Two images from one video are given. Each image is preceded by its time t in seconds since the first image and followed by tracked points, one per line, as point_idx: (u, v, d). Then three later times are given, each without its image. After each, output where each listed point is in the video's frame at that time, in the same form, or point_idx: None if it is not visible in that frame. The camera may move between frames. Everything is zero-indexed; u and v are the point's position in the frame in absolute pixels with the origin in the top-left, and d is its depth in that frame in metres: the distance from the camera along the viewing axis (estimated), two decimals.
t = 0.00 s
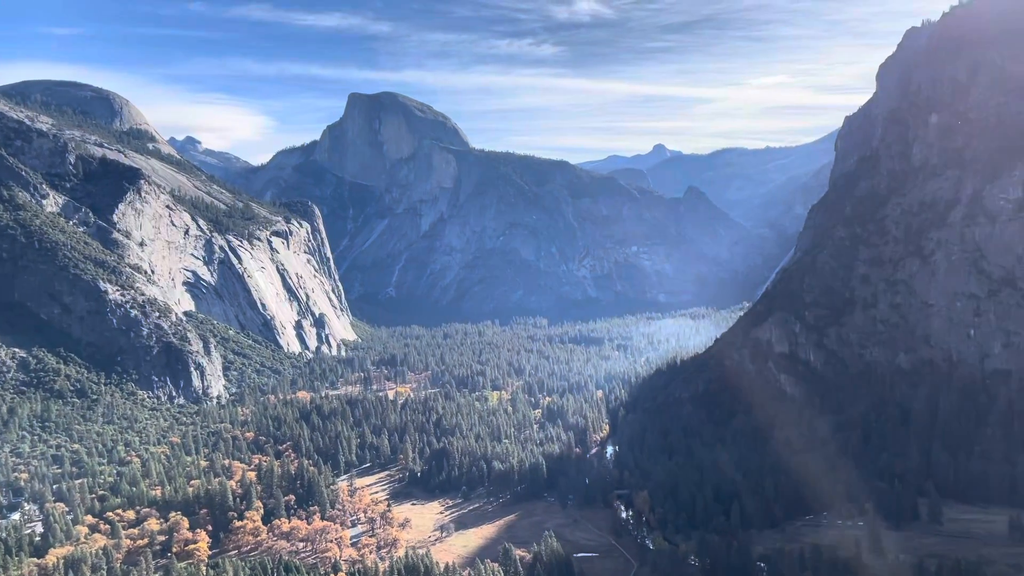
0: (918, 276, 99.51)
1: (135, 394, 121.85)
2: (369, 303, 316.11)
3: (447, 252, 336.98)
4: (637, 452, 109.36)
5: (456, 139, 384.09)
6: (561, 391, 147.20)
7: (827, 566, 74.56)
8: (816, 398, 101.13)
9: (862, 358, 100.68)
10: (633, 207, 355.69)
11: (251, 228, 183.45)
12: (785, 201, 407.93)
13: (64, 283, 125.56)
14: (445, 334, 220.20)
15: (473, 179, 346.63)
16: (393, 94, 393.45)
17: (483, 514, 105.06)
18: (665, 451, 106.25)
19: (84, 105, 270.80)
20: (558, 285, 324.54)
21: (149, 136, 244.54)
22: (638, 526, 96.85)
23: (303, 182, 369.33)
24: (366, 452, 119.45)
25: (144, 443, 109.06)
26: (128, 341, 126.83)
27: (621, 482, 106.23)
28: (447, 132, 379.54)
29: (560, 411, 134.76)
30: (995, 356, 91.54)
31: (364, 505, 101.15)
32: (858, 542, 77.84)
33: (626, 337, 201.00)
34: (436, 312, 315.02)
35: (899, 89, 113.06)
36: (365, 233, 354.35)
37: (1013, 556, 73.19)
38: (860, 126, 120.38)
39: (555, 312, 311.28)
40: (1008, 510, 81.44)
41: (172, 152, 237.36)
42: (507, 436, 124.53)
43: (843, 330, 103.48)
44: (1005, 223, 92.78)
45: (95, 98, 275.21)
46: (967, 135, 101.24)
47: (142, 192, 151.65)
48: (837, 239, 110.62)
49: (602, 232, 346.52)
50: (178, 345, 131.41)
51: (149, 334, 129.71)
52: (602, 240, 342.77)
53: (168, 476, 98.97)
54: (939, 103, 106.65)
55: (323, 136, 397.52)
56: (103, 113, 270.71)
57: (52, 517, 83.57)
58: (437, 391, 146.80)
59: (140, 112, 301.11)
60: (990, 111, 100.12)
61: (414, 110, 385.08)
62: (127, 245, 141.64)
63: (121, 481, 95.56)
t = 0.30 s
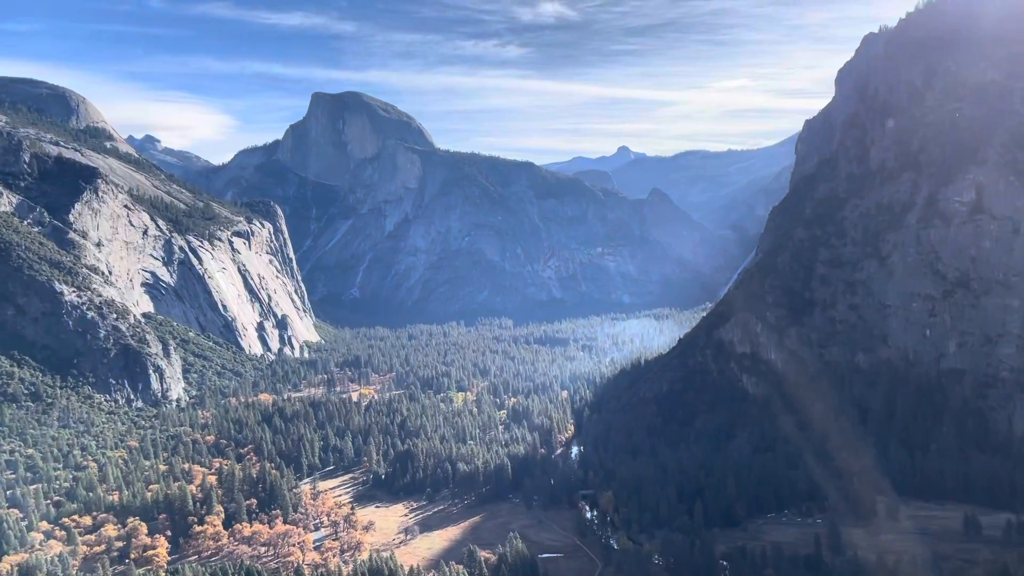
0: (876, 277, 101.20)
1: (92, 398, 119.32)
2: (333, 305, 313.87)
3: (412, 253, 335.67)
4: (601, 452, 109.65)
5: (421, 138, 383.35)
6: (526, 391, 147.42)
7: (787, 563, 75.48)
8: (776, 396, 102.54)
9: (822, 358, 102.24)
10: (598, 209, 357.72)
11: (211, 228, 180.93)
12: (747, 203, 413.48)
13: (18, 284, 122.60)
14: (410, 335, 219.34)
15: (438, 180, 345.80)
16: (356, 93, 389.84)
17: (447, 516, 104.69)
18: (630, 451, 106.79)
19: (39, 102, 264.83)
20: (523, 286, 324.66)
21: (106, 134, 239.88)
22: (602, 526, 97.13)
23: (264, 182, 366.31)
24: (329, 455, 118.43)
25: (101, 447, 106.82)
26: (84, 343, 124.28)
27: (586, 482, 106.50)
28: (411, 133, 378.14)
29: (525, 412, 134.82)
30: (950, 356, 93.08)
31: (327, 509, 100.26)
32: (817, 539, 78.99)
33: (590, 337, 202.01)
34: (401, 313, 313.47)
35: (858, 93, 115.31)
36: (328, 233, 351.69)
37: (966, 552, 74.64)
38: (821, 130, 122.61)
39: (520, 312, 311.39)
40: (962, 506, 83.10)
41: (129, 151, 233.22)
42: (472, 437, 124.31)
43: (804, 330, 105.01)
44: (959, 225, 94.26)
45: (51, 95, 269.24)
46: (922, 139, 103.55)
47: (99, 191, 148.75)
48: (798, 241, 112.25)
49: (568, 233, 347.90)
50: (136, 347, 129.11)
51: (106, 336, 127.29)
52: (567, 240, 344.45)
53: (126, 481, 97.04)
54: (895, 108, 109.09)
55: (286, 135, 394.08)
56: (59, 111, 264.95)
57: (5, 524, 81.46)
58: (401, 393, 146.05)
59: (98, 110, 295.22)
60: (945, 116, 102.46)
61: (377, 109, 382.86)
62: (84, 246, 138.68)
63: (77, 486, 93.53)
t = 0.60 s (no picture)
0: (833, 279, 103.10)
1: (44, 402, 116.48)
2: (294, 306, 310.87)
3: (375, 255, 333.71)
4: (565, 453, 109.79)
5: (384, 139, 381.30)
6: (491, 393, 147.37)
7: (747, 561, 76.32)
8: (737, 396, 103.81)
9: (782, 359, 103.77)
10: (562, 211, 359.34)
11: (169, 229, 177.92)
12: (708, 206, 418.40)
13: None
14: (373, 337, 217.97)
15: (401, 181, 344.55)
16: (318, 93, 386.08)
17: (410, 519, 104.03)
18: (593, 452, 107.14)
19: None
20: (487, 288, 323.73)
21: (60, 133, 234.76)
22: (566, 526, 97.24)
23: (223, 181, 364.39)
24: (290, 459, 117.04)
25: (55, 452, 104.31)
26: (37, 346, 121.46)
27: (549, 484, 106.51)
28: (374, 133, 376.14)
29: (489, 414, 134.57)
30: (905, 356, 94.97)
31: (288, 513, 99.00)
32: (777, 537, 80.10)
33: (554, 339, 202.56)
34: (363, 314, 309.94)
35: (815, 98, 117.17)
36: (289, 235, 348.08)
37: (920, 548, 76.11)
38: (780, 134, 124.33)
39: (484, 313, 310.13)
40: (916, 503, 84.81)
41: (85, 150, 228.52)
42: (436, 439, 123.79)
43: (764, 331, 106.51)
44: (914, 228, 96.01)
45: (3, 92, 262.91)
46: (878, 144, 105.63)
47: (52, 190, 145.50)
48: (757, 243, 113.78)
49: (532, 235, 348.61)
50: (91, 350, 126.61)
51: (59, 339, 124.65)
52: (530, 242, 345.45)
53: (81, 486, 94.81)
54: (851, 113, 111.11)
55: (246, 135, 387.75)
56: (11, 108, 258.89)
57: None
58: (364, 395, 144.95)
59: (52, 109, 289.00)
60: (899, 122, 104.66)
61: (339, 110, 380.22)
62: (37, 246, 135.33)
63: (29, 492, 91.24)
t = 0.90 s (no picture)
0: (790, 281, 104.86)
1: None
2: (252, 308, 307.90)
3: (336, 256, 331.39)
4: (527, 455, 109.73)
5: (345, 139, 375.47)
6: (452, 395, 147.09)
7: (707, 560, 77.02)
8: (696, 397, 105.08)
9: (741, 359, 105.34)
10: (525, 214, 360.07)
11: (124, 229, 174.31)
12: (668, 209, 422.86)
13: None
14: (333, 339, 216.15)
15: (362, 181, 339.70)
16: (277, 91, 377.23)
17: (371, 523, 103.23)
18: (555, 453, 107.35)
19: None
20: (449, 291, 321.70)
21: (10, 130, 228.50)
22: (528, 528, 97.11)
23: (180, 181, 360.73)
24: (248, 463, 115.53)
25: (4, 457, 101.48)
26: None
27: (511, 486, 106.42)
28: (335, 134, 369.27)
29: (451, 416, 134.18)
30: (859, 357, 96.98)
31: (246, 517, 97.53)
32: (735, 536, 81.19)
33: (516, 341, 202.89)
34: (322, 317, 306.22)
35: (773, 103, 119.00)
36: (247, 236, 346.70)
37: (874, 545, 77.68)
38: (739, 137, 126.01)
39: (446, 315, 308.56)
40: (869, 501, 86.63)
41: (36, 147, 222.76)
42: (397, 442, 123.07)
43: (723, 332, 107.91)
44: (867, 232, 98.78)
45: None
46: (833, 149, 107.71)
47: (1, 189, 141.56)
48: (716, 245, 115.20)
49: (494, 237, 348.42)
50: (42, 352, 123.59)
51: (9, 342, 121.49)
52: (493, 244, 345.38)
53: (31, 492, 92.28)
54: (808, 119, 113.12)
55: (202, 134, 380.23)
56: None
57: None
58: (324, 398, 143.62)
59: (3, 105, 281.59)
60: (854, 128, 106.83)
61: (299, 108, 370.49)
62: None
63: None
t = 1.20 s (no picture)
0: (746, 284, 106.28)
1: None
2: (209, 311, 303.77)
3: (295, 258, 328.50)
4: (486, 457, 109.41)
5: (303, 140, 373.10)
6: (412, 398, 146.52)
7: (666, 561, 77.53)
8: (655, 398, 106.08)
9: (699, 360, 106.61)
10: (485, 216, 360.49)
11: (75, 230, 170.38)
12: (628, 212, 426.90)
13: None
14: (291, 342, 213.91)
15: (322, 182, 338.16)
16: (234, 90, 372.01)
17: (329, 528, 102.21)
18: (515, 455, 107.42)
19: None
20: (410, 293, 320.28)
21: None
22: (488, 531, 96.90)
23: (133, 181, 353.29)
24: (203, 468, 113.71)
25: None
26: None
27: (471, 488, 106.05)
28: (293, 135, 367.04)
29: (410, 420, 133.46)
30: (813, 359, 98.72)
31: (202, 523, 95.74)
32: (693, 536, 81.99)
33: (477, 343, 202.91)
34: (280, 319, 304.36)
35: (731, 108, 120.62)
36: (203, 237, 341.49)
37: (828, 544, 79.02)
38: (697, 141, 127.47)
39: (406, 318, 307.44)
40: (823, 501, 88.22)
41: None
42: (356, 446, 122.08)
43: (681, 335, 109.07)
44: (822, 235, 100.45)
45: None
46: (788, 154, 109.25)
47: None
48: (675, 248, 116.26)
49: (455, 239, 347.86)
50: None
51: None
52: (454, 246, 344.91)
53: None
54: (764, 124, 114.87)
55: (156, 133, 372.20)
56: None
57: None
58: (282, 402, 141.98)
59: None
60: (809, 134, 108.76)
61: (257, 108, 366.63)
62: None
63: None
